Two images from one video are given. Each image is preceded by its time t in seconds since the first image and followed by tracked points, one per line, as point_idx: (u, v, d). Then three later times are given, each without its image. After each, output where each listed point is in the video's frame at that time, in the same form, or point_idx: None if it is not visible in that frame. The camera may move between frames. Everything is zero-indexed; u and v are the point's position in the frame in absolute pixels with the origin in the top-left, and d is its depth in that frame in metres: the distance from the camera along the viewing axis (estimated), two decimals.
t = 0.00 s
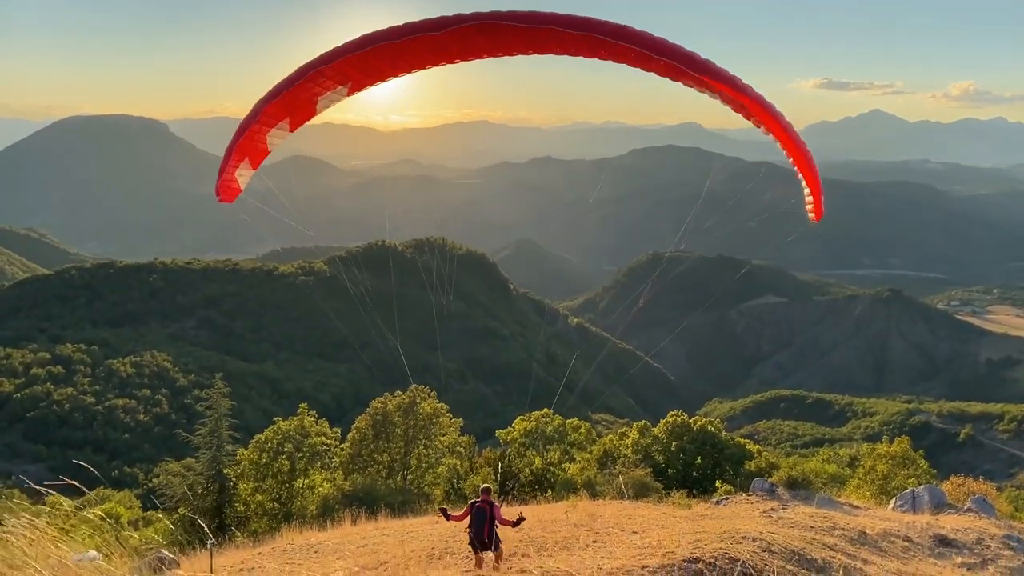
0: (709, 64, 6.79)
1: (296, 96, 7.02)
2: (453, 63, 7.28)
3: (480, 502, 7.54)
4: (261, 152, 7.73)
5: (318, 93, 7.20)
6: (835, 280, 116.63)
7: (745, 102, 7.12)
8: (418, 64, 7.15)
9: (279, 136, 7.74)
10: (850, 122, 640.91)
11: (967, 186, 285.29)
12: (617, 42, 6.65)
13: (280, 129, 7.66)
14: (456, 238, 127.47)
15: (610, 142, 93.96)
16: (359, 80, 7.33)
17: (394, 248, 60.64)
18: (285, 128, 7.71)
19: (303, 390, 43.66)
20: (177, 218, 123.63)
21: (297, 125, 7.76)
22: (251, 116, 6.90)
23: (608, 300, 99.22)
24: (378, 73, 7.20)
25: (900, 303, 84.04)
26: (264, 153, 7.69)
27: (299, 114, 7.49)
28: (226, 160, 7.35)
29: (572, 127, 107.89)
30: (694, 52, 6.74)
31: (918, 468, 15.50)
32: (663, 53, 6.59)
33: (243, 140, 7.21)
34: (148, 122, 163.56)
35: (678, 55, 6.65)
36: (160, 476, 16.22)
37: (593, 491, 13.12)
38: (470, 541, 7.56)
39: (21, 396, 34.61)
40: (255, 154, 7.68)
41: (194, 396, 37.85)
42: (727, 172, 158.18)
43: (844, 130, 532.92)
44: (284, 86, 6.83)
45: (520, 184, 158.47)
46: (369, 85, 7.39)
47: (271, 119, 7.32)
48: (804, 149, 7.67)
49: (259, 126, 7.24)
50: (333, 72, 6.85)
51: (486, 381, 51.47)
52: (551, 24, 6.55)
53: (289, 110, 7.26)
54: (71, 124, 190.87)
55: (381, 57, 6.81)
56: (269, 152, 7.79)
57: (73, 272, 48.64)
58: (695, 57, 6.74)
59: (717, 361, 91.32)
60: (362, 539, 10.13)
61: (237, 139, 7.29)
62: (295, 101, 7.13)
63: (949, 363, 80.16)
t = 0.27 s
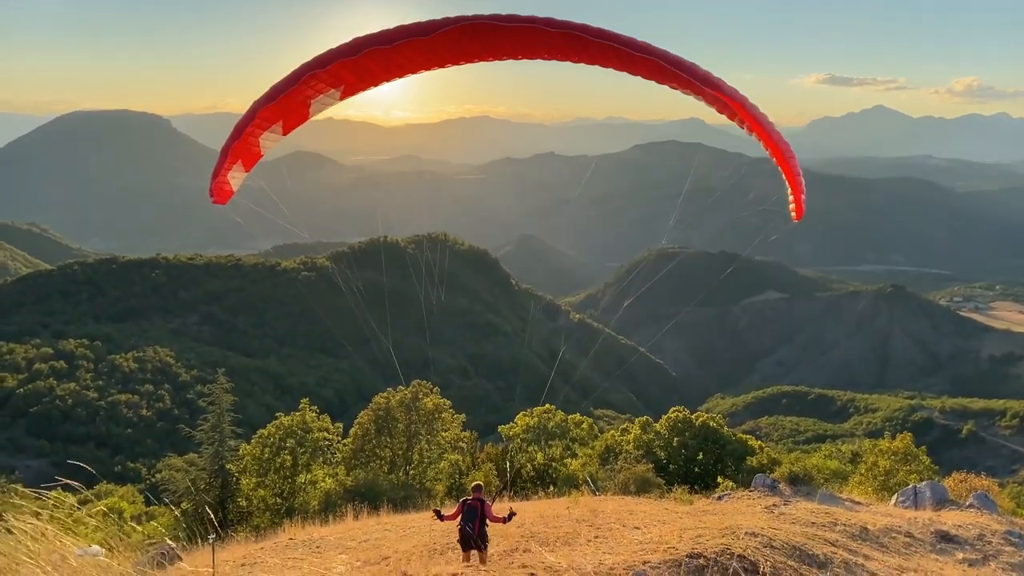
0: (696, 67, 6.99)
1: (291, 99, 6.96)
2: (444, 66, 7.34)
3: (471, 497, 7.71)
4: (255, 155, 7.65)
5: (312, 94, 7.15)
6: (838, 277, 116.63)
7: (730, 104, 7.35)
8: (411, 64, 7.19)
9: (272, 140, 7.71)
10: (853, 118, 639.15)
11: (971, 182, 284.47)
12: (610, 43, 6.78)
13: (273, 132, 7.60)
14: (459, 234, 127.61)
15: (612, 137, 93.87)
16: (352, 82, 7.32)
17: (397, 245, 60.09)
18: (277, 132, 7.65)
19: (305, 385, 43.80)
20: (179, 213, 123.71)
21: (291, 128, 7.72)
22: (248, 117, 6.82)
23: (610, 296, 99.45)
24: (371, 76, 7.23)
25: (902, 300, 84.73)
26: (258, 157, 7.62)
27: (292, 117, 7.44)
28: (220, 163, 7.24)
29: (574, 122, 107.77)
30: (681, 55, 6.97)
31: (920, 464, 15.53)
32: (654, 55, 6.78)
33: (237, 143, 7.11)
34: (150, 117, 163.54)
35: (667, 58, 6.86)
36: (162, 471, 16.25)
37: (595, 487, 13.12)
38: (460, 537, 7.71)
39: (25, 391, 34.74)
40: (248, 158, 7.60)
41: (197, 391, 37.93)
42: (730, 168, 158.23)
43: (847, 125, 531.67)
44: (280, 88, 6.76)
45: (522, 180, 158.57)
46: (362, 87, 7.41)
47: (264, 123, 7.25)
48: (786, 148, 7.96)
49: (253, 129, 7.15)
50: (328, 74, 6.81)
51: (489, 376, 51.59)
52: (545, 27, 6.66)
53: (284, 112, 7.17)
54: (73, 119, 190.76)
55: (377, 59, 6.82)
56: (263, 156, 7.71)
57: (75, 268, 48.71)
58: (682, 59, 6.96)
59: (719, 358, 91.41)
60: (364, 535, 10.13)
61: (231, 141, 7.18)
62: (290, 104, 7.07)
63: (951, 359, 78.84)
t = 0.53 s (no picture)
0: (671, 64, 6.99)
1: (275, 106, 7.01)
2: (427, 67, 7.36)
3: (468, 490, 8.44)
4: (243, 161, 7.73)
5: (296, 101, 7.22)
6: (842, 273, 116.47)
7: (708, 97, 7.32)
8: (394, 67, 7.19)
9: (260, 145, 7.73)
10: (857, 114, 636.90)
11: (977, 178, 283.14)
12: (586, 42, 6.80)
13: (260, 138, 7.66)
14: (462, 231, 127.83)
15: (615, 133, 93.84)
16: (336, 86, 7.35)
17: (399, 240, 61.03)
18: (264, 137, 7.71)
19: (309, 381, 43.99)
20: (183, 208, 124.08)
21: (278, 133, 7.77)
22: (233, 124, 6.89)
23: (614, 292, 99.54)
24: (355, 80, 7.26)
25: (905, 297, 84.90)
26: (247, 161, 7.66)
27: (278, 122, 7.50)
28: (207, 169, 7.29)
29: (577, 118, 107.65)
30: (658, 52, 6.94)
31: (923, 461, 15.49)
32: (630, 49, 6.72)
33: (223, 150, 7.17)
34: (154, 113, 163.95)
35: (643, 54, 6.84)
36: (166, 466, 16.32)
37: (598, 482, 13.16)
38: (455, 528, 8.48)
39: (30, 386, 35.12)
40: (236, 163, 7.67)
41: (201, 386, 38.17)
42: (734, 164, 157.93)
43: (852, 122, 529.84)
44: (263, 95, 6.80)
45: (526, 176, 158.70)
46: (346, 91, 7.44)
47: (251, 128, 7.32)
48: (766, 139, 7.93)
49: (239, 136, 7.25)
50: (309, 81, 6.85)
51: (492, 373, 51.68)
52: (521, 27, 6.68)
53: (268, 118, 7.22)
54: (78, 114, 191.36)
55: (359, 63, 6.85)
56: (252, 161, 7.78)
57: (80, 263, 48.89)
58: (658, 55, 6.93)
59: (723, 354, 91.39)
60: (368, 529, 10.17)
61: (217, 149, 7.24)
62: (275, 111, 7.14)
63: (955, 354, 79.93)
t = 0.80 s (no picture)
0: (650, 60, 6.83)
1: (253, 110, 6.87)
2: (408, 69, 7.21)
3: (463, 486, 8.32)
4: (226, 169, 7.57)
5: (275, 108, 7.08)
6: (847, 270, 116.20)
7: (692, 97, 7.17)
8: (373, 70, 7.04)
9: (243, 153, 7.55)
10: (864, 109, 633.83)
11: (985, 173, 281.69)
12: (562, 40, 6.63)
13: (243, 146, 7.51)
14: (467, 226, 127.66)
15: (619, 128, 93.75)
16: (319, 91, 7.22)
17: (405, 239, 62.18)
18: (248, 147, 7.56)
19: (314, 377, 44.18)
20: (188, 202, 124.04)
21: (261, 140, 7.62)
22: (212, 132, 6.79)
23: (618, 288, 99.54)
24: (334, 84, 7.13)
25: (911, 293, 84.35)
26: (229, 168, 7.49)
27: (261, 130, 7.33)
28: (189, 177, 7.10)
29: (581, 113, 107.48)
30: (636, 47, 6.79)
31: (928, 458, 15.46)
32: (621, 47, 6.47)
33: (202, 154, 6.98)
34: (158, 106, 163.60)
35: (620, 50, 6.70)
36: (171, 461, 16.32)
37: (603, 478, 13.17)
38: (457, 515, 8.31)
39: (36, 380, 34.92)
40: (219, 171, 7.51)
41: (206, 382, 38.55)
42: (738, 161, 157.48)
43: (858, 118, 527.80)
44: (244, 98, 6.65)
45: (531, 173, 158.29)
46: (328, 95, 7.31)
47: (233, 136, 7.19)
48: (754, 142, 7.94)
49: (219, 143, 7.11)
50: (291, 84, 6.71)
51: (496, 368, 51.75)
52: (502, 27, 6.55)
53: (248, 123, 7.06)
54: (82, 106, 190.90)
55: (332, 66, 6.68)
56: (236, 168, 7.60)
57: (86, 258, 48.99)
58: (636, 52, 6.79)
59: (727, 350, 91.36)
60: (373, 525, 10.20)
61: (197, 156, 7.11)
62: (254, 113, 6.93)
63: (961, 352, 79.44)
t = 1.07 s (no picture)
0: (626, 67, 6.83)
1: (238, 122, 6.82)
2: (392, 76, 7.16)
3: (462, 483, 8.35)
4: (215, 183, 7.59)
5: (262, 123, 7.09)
6: (855, 267, 115.77)
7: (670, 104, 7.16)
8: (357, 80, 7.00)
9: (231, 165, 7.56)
10: (872, 106, 630.00)
11: (996, 170, 279.16)
12: (537, 47, 6.59)
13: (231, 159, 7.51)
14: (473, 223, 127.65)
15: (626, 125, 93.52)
16: (304, 102, 7.18)
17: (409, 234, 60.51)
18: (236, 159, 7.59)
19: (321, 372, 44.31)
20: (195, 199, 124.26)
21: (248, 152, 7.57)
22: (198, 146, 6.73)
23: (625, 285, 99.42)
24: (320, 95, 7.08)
25: (919, 291, 83.72)
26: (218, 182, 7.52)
27: (248, 142, 7.32)
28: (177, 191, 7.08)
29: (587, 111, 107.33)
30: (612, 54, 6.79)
31: (936, 455, 15.41)
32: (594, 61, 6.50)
33: (187, 173, 6.97)
34: (165, 103, 164.00)
35: (595, 55, 6.68)
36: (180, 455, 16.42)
37: (609, 474, 13.20)
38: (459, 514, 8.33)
39: (44, 375, 34.91)
40: (206, 186, 7.53)
41: (214, 376, 38.42)
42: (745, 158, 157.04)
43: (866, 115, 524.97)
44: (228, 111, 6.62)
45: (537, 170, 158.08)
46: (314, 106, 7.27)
47: (220, 151, 7.19)
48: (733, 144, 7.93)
49: (205, 157, 7.06)
50: (275, 98, 6.67)
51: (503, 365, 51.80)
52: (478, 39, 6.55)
53: (234, 135, 7.01)
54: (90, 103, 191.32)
55: (313, 78, 6.64)
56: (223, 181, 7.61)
57: (95, 254, 49.12)
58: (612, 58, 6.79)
59: (734, 347, 91.23)
60: (380, 519, 10.23)
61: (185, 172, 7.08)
62: (240, 125, 6.88)
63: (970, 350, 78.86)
